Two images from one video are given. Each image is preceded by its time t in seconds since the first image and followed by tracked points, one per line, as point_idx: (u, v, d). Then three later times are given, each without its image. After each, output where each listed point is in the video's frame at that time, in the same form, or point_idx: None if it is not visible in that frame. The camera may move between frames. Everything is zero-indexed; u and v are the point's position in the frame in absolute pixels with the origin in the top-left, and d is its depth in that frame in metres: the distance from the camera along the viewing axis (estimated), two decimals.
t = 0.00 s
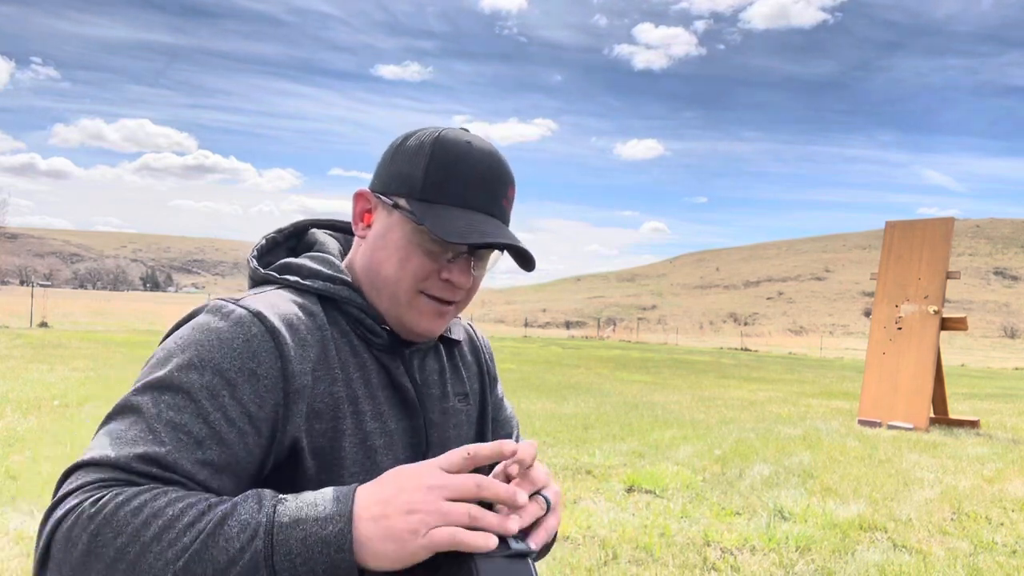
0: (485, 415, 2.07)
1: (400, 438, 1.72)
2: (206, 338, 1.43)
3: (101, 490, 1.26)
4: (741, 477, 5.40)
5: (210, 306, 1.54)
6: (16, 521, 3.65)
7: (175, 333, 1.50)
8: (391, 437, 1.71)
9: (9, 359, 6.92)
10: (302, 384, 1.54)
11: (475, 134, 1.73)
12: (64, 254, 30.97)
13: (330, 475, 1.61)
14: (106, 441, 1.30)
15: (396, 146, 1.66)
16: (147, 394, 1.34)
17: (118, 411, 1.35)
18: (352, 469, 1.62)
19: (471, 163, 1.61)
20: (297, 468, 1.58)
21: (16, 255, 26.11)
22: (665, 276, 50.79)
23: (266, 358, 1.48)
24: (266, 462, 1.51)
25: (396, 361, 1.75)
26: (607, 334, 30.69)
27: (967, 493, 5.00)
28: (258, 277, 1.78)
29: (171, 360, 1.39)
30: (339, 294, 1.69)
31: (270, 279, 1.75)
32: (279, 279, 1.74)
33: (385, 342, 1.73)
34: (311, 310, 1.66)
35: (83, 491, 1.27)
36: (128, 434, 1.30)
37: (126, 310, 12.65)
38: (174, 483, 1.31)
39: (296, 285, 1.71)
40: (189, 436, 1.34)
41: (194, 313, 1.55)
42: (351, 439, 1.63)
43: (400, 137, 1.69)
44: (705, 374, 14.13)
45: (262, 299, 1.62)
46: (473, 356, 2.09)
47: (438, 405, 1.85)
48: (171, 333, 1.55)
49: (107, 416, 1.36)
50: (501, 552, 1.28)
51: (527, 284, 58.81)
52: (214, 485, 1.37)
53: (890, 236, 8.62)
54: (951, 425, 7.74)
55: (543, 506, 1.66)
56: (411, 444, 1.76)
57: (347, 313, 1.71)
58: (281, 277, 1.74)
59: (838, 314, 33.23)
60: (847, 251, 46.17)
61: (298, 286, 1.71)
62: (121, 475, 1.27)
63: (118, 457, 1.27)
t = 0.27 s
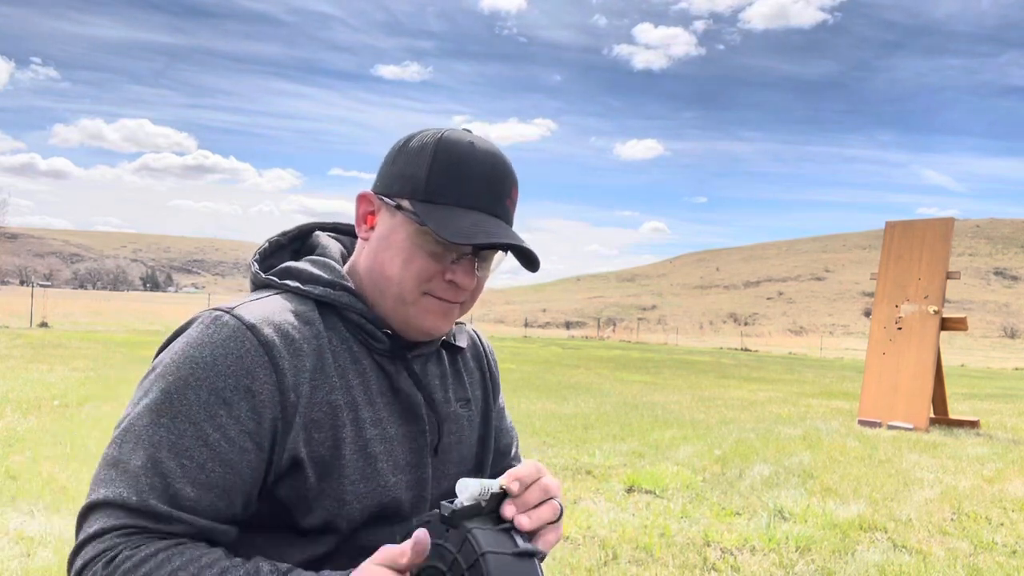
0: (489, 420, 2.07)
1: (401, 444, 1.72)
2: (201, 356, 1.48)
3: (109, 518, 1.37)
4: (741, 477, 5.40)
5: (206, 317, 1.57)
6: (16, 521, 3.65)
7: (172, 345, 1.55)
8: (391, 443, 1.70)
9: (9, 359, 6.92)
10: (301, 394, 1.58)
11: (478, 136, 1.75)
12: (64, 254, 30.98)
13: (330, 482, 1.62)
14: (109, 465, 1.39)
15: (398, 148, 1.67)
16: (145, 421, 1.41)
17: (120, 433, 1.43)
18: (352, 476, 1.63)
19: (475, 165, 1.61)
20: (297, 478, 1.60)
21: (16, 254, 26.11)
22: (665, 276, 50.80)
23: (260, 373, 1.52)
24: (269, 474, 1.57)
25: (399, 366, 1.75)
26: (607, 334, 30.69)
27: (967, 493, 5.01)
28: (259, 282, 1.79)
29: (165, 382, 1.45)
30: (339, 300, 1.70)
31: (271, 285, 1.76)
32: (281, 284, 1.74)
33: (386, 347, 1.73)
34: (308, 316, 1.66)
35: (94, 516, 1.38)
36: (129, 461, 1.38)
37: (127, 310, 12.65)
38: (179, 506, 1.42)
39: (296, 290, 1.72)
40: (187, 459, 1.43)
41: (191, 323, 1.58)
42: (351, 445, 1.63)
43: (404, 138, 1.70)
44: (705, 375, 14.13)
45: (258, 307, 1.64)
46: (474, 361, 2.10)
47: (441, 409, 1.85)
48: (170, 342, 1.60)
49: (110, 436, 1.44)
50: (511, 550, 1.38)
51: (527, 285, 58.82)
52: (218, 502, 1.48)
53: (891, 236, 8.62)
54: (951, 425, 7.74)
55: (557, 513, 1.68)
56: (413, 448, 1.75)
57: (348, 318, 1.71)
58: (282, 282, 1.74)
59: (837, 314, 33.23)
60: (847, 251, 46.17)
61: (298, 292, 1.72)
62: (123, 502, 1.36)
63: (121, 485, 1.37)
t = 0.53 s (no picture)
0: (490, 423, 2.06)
1: (399, 445, 1.72)
2: (201, 355, 1.49)
3: (108, 517, 1.38)
4: (741, 477, 5.40)
5: (206, 315, 1.58)
6: (15, 521, 3.65)
7: (173, 343, 1.55)
8: (389, 444, 1.70)
9: (9, 359, 6.91)
10: (302, 393, 1.58)
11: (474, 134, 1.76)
12: (64, 254, 30.99)
13: (328, 483, 1.62)
14: (111, 463, 1.40)
15: (396, 149, 1.69)
16: (146, 421, 1.42)
17: (121, 431, 1.44)
18: (350, 477, 1.63)
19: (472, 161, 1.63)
20: (297, 478, 1.61)
21: (16, 254, 26.12)
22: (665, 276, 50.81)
23: (261, 373, 1.53)
24: (269, 473, 1.57)
25: (399, 367, 1.75)
26: (607, 335, 30.70)
27: (967, 493, 5.01)
28: (259, 283, 1.78)
29: (166, 381, 1.46)
30: (339, 301, 1.70)
31: (271, 285, 1.76)
32: (281, 285, 1.74)
33: (385, 348, 1.73)
34: (307, 316, 1.66)
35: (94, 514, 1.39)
36: (130, 459, 1.39)
37: (127, 310, 12.65)
38: (180, 504, 1.43)
39: (295, 290, 1.72)
40: (189, 459, 1.44)
41: (191, 321, 1.59)
42: (349, 446, 1.63)
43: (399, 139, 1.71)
44: (705, 375, 14.14)
45: (258, 306, 1.64)
46: (474, 364, 2.10)
47: (440, 411, 1.85)
48: (170, 339, 1.61)
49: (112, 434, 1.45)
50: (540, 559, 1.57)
51: (526, 285, 58.85)
52: (220, 501, 1.49)
53: (891, 236, 8.63)
54: (951, 425, 7.74)
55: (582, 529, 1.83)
56: (412, 450, 1.75)
57: (347, 319, 1.72)
58: (282, 283, 1.74)
59: (837, 314, 33.23)
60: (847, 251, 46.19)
61: (298, 292, 1.72)
62: (124, 500, 1.37)
63: (121, 484, 1.38)
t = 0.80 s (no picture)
0: (490, 424, 2.07)
1: (399, 448, 1.73)
2: (199, 367, 1.47)
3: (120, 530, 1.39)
4: (741, 477, 5.40)
5: (204, 326, 1.57)
6: (15, 522, 3.65)
7: (173, 355, 1.54)
8: (389, 448, 1.72)
9: (9, 359, 6.91)
10: (302, 401, 1.58)
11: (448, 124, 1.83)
12: (64, 254, 30.98)
13: (329, 488, 1.63)
14: (120, 480, 1.41)
15: (371, 147, 1.77)
16: (150, 437, 1.42)
17: (127, 448, 1.44)
18: (351, 482, 1.64)
19: (437, 138, 1.67)
20: (300, 484, 1.61)
21: (15, 254, 26.11)
22: (665, 276, 50.82)
23: (260, 382, 1.52)
24: (273, 480, 1.57)
25: (397, 370, 1.77)
26: (607, 334, 30.71)
27: (967, 493, 5.01)
28: (257, 287, 1.79)
29: (167, 396, 1.45)
30: (337, 305, 1.71)
31: (267, 290, 1.76)
32: (279, 290, 1.74)
33: (383, 350, 1.75)
34: (305, 323, 1.67)
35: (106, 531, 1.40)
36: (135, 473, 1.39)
37: (127, 309, 12.65)
38: (186, 515, 1.42)
39: (292, 296, 1.72)
40: (193, 471, 1.43)
41: (191, 333, 1.58)
42: (350, 450, 1.64)
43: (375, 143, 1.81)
44: (705, 375, 14.15)
45: (256, 315, 1.62)
46: (476, 366, 2.10)
47: (439, 414, 1.87)
48: (171, 352, 1.60)
49: (119, 451, 1.45)
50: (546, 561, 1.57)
51: (526, 285, 58.88)
52: (225, 510, 1.48)
53: (890, 236, 8.63)
54: (951, 425, 7.74)
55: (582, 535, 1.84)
56: (412, 452, 1.76)
57: (345, 323, 1.73)
58: (280, 287, 1.75)
59: (837, 314, 33.24)
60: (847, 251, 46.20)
61: (295, 297, 1.72)
62: (133, 516, 1.38)
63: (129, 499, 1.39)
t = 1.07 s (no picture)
0: (491, 423, 2.07)
1: (396, 450, 1.73)
2: (191, 366, 1.48)
3: (102, 519, 1.39)
4: (741, 477, 5.41)
5: (202, 326, 1.58)
6: (16, 522, 3.65)
7: (170, 354, 1.55)
8: (386, 450, 1.72)
9: (9, 359, 6.91)
10: (295, 402, 1.57)
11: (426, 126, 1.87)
12: (64, 254, 30.99)
13: (324, 491, 1.63)
14: (106, 472, 1.42)
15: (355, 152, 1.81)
16: (139, 432, 1.42)
17: (117, 441, 1.44)
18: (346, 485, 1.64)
19: (412, 129, 1.71)
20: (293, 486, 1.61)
21: (15, 254, 26.12)
22: (665, 276, 50.83)
23: (253, 383, 1.52)
24: (263, 482, 1.57)
25: (395, 371, 1.77)
26: (607, 334, 30.72)
27: (967, 493, 5.01)
28: (254, 289, 1.78)
29: (159, 393, 1.46)
30: (334, 307, 1.71)
31: (263, 292, 1.76)
32: (275, 292, 1.74)
33: (381, 351, 1.75)
34: (302, 324, 1.67)
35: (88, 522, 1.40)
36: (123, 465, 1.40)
37: (128, 309, 12.65)
38: (170, 513, 1.42)
39: (288, 297, 1.72)
40: (179, 467, 1.43)
41: (190, 333, 1.59)
42: (345, 453, 1.65)
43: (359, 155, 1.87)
44: (706, 375, 14.16)
45: (253, 316, 1.63)
46: (478, 367, 2.11)
47: (438, 415, 1.87)
48: (170, 351, 1.61)
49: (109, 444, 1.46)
50: (551, 559, 1.60)
51: (526, 285, 58.89)
52: (209, 511, 1.48)
53: (890, 237, 8.63)
54: (951, 425, 7.74)
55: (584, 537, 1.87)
56: (410, 454, 1.76)
57: (342, 324, 1.73)
58: (276, 289, 1.75)
59: (837, 314, 33.24)
60: (847, 251, 46.22)
61: (292, 298, 1.72)
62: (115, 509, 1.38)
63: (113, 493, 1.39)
